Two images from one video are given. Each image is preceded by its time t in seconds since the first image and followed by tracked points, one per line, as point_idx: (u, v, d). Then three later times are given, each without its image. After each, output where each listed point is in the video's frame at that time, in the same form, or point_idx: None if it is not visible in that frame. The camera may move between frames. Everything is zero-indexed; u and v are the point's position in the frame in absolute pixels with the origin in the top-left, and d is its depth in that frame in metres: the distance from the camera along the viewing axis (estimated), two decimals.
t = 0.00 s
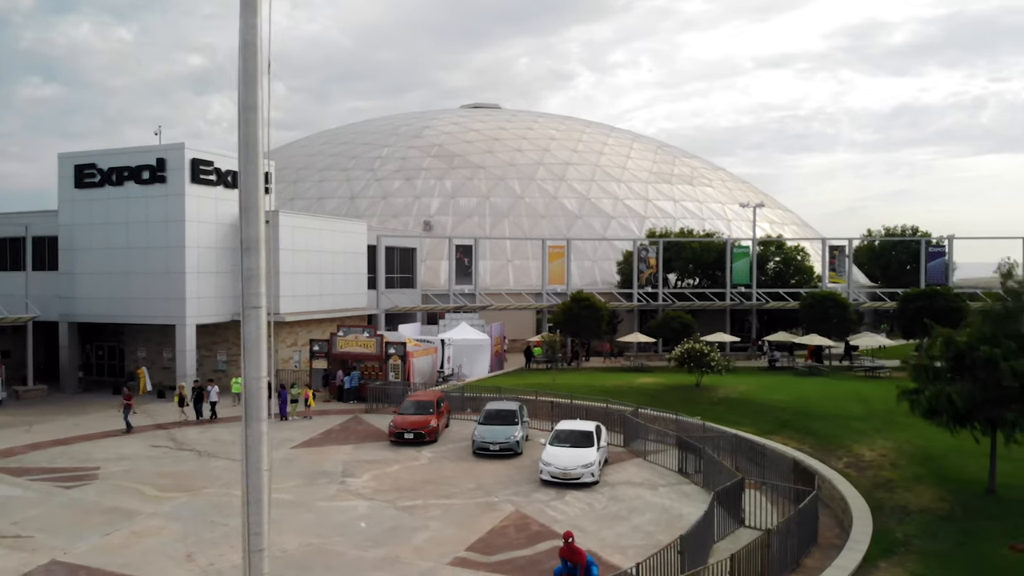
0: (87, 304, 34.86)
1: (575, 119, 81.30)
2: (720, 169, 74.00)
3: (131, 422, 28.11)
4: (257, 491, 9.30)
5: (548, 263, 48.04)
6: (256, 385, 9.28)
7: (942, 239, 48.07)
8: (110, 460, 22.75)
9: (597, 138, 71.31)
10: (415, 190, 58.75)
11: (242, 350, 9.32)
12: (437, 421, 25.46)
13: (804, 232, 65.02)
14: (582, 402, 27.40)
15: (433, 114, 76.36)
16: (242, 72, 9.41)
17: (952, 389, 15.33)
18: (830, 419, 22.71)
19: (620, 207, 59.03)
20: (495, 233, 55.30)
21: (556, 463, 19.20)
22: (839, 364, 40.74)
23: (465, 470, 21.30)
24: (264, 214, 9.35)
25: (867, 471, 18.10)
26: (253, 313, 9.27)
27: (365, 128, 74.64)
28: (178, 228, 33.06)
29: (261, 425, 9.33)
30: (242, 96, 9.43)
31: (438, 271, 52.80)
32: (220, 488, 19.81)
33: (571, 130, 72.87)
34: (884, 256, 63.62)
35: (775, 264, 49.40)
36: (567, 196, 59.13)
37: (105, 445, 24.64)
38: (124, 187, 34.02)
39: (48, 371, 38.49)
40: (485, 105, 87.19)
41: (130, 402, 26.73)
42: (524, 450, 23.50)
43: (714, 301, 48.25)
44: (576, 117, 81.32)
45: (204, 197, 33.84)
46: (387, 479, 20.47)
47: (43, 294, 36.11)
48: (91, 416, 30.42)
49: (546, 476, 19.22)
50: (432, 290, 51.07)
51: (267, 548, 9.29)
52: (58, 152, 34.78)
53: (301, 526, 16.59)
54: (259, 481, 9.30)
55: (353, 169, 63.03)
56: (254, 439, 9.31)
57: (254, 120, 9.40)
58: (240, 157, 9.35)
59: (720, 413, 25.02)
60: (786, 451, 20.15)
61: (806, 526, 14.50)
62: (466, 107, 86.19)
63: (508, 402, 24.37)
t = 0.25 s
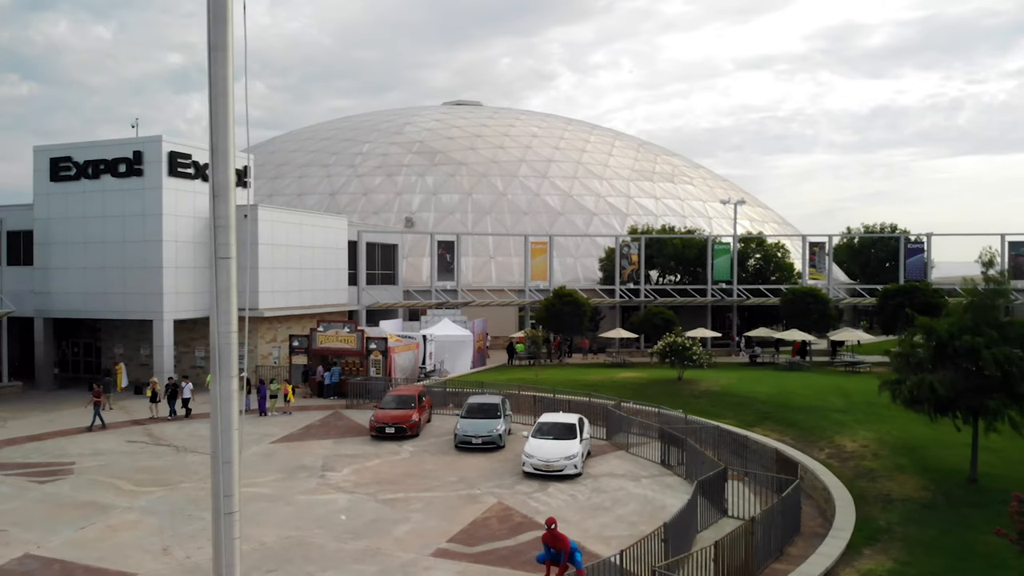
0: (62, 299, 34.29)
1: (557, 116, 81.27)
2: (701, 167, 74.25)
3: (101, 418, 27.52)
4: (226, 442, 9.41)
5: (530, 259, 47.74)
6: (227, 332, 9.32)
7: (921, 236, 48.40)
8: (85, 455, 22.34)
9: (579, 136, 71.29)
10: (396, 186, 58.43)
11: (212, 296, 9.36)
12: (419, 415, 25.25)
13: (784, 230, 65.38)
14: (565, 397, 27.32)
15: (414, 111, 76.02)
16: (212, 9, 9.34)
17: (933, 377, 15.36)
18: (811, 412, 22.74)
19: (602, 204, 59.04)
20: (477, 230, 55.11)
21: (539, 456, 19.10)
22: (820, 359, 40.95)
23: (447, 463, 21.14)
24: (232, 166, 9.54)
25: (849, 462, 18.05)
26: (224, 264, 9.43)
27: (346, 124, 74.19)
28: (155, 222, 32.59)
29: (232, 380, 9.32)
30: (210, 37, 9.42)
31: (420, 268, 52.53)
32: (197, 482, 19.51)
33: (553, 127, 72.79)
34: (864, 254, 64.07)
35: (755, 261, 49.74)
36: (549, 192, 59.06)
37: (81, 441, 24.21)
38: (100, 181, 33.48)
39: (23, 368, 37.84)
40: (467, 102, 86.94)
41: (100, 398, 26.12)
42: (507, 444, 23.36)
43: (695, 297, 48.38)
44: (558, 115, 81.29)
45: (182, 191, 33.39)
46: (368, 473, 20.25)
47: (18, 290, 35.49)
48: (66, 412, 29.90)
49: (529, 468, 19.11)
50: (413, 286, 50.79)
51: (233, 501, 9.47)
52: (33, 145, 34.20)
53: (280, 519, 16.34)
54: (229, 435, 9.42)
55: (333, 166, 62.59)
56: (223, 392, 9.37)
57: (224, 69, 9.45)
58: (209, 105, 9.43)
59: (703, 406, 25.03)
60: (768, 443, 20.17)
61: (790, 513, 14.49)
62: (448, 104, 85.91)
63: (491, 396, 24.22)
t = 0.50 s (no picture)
0: (45, 295, 33.87)
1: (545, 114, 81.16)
2: (688, 166, 74.39)
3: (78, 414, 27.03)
4: (198, 405, 8.38)
5: (519, 255, 47.66)
6: (198, 286, 8.35)
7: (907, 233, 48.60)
8: (67, 450, 21.98)
9: (567, 134, 71.22)
10: (384, 183, 58.13)
11: (180, 244, 8.33)
12: (406, 410, 25.04)
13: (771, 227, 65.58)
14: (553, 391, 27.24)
15: (402, 108, 75.74)
16: None
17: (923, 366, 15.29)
18: (800, 405, 22.67)
19: (590, 201, 58.99)
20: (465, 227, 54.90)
21: (527, 449, 18.95)
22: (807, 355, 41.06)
23: (434, 458, 20.96)
24: (205, 100, 8.56)
25: (838, 453, 17.94)
26: (196, 209, 8.36)
27: (333, 121, 73.86)
28: (139, 216, 32.17)
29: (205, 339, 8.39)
30: None
31: (408, 265, 52.25)
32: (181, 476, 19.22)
33: (541, 124, 72.68)
34: (850, 252, 64.34)
35: (743, 258, 49.90)
36: (537, 189, 58.95)
37: (63, 436, 23.83)
38: (84, 174, 33.04)
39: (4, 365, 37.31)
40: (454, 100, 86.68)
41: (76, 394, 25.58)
42: (495, 438, 23.20)
43: (684, 294, 48.39)
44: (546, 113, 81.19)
45: (166, 185, 32.97)
46: (354, 467, 20.03)
47: None
48: (48, 408, 29.50)
49: (517, 461, 18.95)
50: (401, 283, 50.49)
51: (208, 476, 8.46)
52: (15, 138, 33.76)
53: (265, 512, 16.08)
54: (199, 397, 8.36)
55: (320, 162, 62.24)
56: (195, 348, 8.40)
57: None
58: (179, 27, 8.39)
59: (691, 400, 25.00)
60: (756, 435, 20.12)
61: (781, 504, 14.37)
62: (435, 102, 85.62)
63: (478, 390, 24.06)
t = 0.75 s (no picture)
0: (28, 290, 33.42)
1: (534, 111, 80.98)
2: (677, 163, 74.38)
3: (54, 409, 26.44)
4: (164, 354, 8.85)
5: (508, 251, 47.43)
6: (163, 240, 8.85)
7: (896, 229, 48.66)
8: (50, 444, 21.64)
9: (557, 131, 71.08)
10: (372, 179, 57.82)
11: (148, 200, 8.83)
12: (395, 404, 24.80)
13: (760, 225, 65.66)
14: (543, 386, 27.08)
15: (390, 105, 75.47)
16: None
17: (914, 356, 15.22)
18: (791, 398, 22.59)
19: (579, 198, 58.86)
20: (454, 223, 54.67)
21: (517, 441, 18.77)
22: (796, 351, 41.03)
23: (423, 451, 20.76)
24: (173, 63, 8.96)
25: (829, 445, 17.82)
26: (162, 146, 8.87)
27: (321, 118, 73.54)
28: (124, 210, 31.77)
29: (170, 288, 8.91)
30: None
31: (396, 261, 51.98)
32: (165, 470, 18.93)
33: (530, 121, 72.50)
34: (839, 249, 64.44)
35: (732, 255, 49.91)
36: (526, 186, 58.76)
37: (45, 431, 23.47)
38: (68, 168, 32.61)
39: None
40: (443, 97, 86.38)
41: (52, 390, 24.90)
42: (484, 432, 23.01)
43: (673, 290, 48.31)
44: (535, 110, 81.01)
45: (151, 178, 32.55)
46: (342, 460, 19.80)
47: None
48: (31, 404, 29.08)
49: (507, 454, 18.77)
50: (389, 280, 50.19)
51: (173, 410, 8.93)
52: None
53: (250, 506, 15.83)
54: (166, 346, 8.88)
55: (308, 159, 61.89)
56: (160, 300, 8.89)
57: None
58: None
59: (681, 393, 24.91)
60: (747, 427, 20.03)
61: (773, 493, 14.26)
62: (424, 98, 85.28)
63: (468, 384, 23.85)
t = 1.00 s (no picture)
0: (10, 285, 32.93)
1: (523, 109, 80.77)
2: (666, 161, 74.39)
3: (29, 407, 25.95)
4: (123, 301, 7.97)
5: (497, 248, 47.21)
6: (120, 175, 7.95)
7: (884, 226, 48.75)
8: (31, 440, 21.22)
9: (546, 128, 70.91)
10: (360, 176, 57.44)
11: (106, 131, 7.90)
12: (382, 400, 24.52)
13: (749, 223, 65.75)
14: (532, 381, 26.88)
15: (378, 102, 75.09)
16: None
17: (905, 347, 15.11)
18: (781, 392, 22.48)
19: (569, 196, 58.72)
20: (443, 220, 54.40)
21: (505, 435, 18.56)
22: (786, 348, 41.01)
23: (411, 446, 20.51)
24: None
25: (821, 437, 17.65)
26: (121, 70, 7.97)
27: (309, 115, 73.09)
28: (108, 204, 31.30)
29: (127, 230, 7.99)
30: None
31: (385, 259, 51.66)
32: (148, 465, 18.59)
33: (520, 119, 72.30)
34: (827, 247, 64.57)
35: (721, 253, 49.95)
36: (516, 183, 58.57)
37: (26, 427, 23.04)
38: (51, 162, 32.13)
39: None
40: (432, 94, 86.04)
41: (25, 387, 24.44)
42: (473, 427, 22.77)
43: (662, 288, 48.24)
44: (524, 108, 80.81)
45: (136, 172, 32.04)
46: (328, 455, 19.52)
47: None
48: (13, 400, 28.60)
49: (495, 448, 18.55)
50: (378, 277, 49.86)
51: (132, 361, 8.07)
52: None
53: (234, 500, 15.52)
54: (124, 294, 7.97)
55: (295, 156, 61.45)
56: (117, 242, 8.00)
57: None
58: None
59: (671, 388, 24.78)
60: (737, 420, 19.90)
61: (764, 484, 14.09)
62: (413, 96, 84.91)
63: (456, 379, 23.60)
